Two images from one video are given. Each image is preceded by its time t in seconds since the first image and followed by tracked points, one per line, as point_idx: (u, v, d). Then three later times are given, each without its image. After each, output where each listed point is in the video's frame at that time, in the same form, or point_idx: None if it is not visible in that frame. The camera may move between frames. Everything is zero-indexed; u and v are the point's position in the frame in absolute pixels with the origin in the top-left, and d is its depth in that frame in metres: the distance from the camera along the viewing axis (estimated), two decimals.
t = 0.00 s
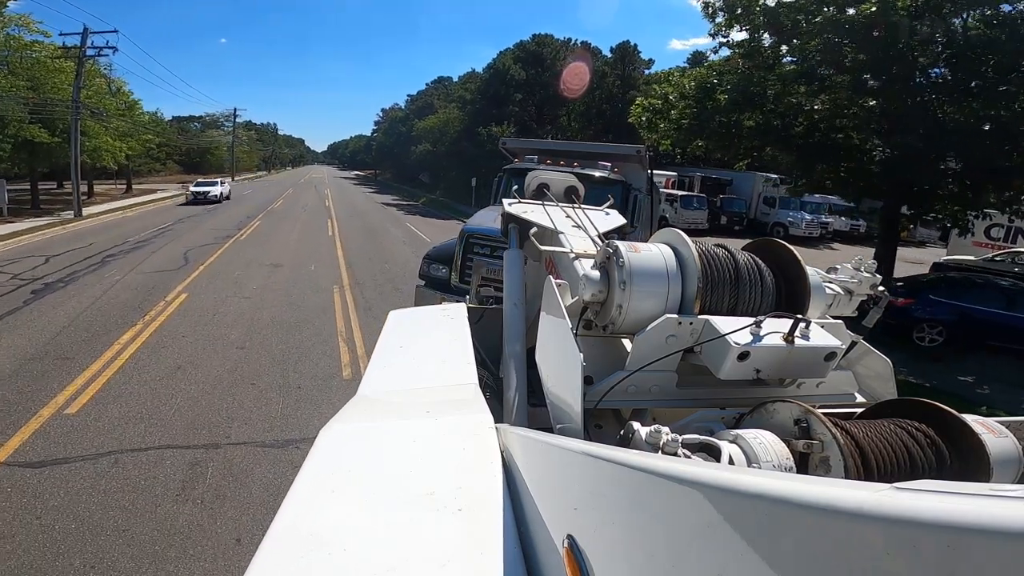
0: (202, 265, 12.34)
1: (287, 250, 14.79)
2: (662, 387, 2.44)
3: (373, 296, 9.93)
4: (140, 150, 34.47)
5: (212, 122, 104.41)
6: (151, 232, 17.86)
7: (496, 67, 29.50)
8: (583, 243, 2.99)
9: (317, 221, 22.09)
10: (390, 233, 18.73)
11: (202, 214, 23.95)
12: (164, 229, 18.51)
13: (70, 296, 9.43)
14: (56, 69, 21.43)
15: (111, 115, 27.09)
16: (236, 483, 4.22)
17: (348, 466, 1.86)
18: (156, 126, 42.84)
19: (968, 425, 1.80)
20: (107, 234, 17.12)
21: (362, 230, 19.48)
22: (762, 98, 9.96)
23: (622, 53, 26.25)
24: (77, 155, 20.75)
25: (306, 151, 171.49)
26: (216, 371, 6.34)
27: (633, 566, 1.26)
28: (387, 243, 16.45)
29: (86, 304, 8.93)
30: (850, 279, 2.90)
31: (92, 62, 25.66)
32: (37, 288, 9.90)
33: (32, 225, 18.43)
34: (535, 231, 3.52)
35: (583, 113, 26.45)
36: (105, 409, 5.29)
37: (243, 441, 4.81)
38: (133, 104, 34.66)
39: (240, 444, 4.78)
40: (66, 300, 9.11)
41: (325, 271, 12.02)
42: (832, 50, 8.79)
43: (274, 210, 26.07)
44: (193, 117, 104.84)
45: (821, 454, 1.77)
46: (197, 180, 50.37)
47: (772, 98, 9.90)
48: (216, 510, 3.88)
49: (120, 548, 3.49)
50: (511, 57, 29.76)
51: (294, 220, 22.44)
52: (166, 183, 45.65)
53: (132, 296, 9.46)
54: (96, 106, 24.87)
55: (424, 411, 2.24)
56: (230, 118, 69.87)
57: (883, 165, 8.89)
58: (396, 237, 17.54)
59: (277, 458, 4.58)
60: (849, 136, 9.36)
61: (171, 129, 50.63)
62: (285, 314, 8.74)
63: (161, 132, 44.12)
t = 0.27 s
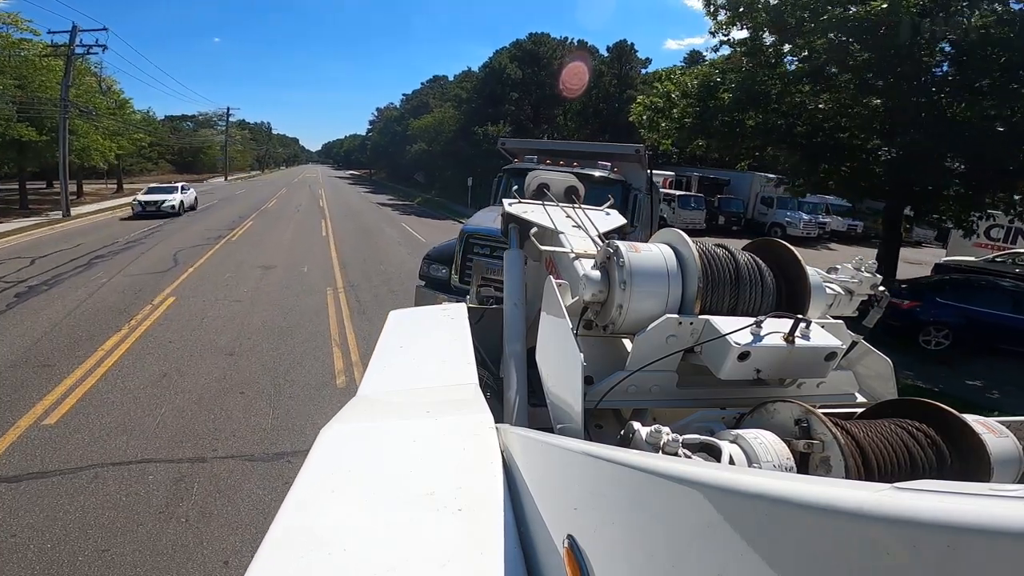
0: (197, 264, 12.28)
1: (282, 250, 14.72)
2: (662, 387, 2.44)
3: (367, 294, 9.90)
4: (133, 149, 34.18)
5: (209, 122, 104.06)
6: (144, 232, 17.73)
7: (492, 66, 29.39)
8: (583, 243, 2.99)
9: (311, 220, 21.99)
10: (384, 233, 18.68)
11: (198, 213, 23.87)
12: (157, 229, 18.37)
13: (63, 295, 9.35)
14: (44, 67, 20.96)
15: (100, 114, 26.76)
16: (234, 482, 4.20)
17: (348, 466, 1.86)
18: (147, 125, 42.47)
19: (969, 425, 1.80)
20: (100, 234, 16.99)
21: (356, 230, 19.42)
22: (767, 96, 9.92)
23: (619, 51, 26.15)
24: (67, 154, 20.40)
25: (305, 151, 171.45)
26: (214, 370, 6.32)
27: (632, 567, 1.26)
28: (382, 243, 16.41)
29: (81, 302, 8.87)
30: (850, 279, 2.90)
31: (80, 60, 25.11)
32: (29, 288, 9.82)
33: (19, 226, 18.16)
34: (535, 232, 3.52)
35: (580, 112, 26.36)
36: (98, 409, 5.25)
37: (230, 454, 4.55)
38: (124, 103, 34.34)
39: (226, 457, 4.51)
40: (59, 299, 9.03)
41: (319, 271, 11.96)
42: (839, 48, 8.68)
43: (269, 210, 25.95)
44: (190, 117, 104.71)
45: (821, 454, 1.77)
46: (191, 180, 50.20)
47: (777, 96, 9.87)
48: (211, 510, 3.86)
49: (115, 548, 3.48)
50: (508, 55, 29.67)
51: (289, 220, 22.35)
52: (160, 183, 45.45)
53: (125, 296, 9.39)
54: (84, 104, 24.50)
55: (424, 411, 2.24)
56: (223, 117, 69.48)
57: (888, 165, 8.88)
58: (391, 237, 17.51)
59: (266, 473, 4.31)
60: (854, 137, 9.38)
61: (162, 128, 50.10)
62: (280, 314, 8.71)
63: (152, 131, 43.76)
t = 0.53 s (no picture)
0: (192, 265, 12.24)
1: (278, 250, 14.69)
2: (662, 387, 2.44)
3: (364, 294, 9.89)
4: (128, 149, 34.03)
5: (207, 121, 103.89)
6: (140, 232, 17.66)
7: (490, 65, 29.33)
8: (584, 243, 2.99)
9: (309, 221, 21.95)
10: (382, 233, 18.65)
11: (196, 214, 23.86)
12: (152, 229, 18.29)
13: (59, 296, 9.32)
14: (37, 67, 20.77)
15: (94, 114, 26.60)
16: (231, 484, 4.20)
17: (349, 466, 1.86)
18: (142, 125, 42.28)
19: (968, 425, 1.80)
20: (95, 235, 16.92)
21: (354, 231, 19.40)
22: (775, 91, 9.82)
23: (618, 50, 26.08)
24: (59, 155, 20.21)
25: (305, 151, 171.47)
26: (210, 371, 6.31)
27: (632, 566, 1.26)
28: (379, 243, 16.39)
29: (76, 304, 8.84)
30: (850, 279, 2.91)
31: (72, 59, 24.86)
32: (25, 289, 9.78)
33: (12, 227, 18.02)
34: (535, 231, 3.52)
35: (579, 111, 26.31)
36: (95, 411, 5.25)
37: (218, 468, 4.39)
38: (120, 103, 34.18)
39: (215, 471, 4.35)
40: (54, 300, 8.99)
41: (314, 271, 11.94)
42: (848, 45, 8.63)
43: (267, 210, 25.95)
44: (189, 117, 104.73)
45: (821, 454, 1.77)
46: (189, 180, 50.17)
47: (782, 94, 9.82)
48: (209, 512, 3.86)
49: (113, 550, 3.47)
50: (506, 55, 29.65)
51: (287, 220, 22.30)
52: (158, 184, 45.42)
53: (121, 296, 9.35)
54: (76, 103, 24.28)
55: (424, 411, 2.24)
56: (219, 117, 69.31)
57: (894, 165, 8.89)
58: (389, 237, 17.51)
59: (256, 489, 4.15)
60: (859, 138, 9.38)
61: (159, 127, 50.06)
62: (277, 314, 8.69)
63: (147, 131, 43.57)
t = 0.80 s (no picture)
0: (190, 265, 12.25)
1: (278, 251, 14.70)
2: (662, 387, 2.44)
3: (364, 297, 9.83)
4: (127, 149, 34.02)
5: (207, 121, 103.86)
6: (139, 233, 17.65)
7: (490, 65, 29.34)
8: (583, 243, 2.99)
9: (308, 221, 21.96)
10: (382, 234, 18.64)
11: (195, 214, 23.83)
12: (151, 230, 18.29)
13: (59, 296, 9.33)
14: (34, 66, 20.74)
15: (93, 114, 26.55)
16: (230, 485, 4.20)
17: (349, 466, 1.86)
18: (141, 125, 42.24)
19: (968, 425, 1.80)
20: (94, 236, 16.91)
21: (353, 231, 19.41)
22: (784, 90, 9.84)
23: (619, 49, 26.09)
24: (56, 154, 20.16)
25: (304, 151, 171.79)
26: (209, 372, 6.31)
27: (632, 567, 1.26)
28: (379, 244, 16.38)
29: (76, 304, 8.85)
30: (850, 279, 2.91)
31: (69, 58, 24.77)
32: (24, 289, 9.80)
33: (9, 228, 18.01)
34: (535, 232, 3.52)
35: (579, 111, 26.32)
36: (92, 410, 5.26)
37: (207, 481, 4.23)
38: (118, 102, 34.16)
39: (204, 484, 4.19)
40: (53, 300, 9.01)
41: (314, 272, 11.95)
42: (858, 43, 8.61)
43: (267, 210, 25.95)
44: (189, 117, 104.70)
45: (821, 454, 1.77)
46: (188, 181, 50.19)
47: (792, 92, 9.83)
48: (210, 512, 3.87)
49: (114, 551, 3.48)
50: (506, 54, 29.65)
51: (286, 221, 22.31)
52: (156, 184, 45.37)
53: (120, 297, 9.35)
54: (74, 103, 24.22)
55: (424, 411, 2.24)
56: (219, 117, 69.29)
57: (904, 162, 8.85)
58: (390, 238, 17.49)
59: (247, 503, 3.99)
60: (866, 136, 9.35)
61: (158, 127, 50.09)
62: (277, 315, 8.69)
63: (145, 131, 43.50)
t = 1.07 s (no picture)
0: (188, 267, 12.28)
1: (279, 252, 14.69)
2: (662, 387, 2.44)
3: (365, 298, 9.84)
4: (128, 149, 34.06)
5: (208, 121, 103.83)
6: (140, 233, 17.67)
7: (493, 65, 29.33)
8: (583, 243, 2.99)
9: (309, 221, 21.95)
10: (384, 235, 18.64)
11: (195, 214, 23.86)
12: (151, 230, 18.32)
13: (60, 297, 9.35)
14: (34, 66, 20.69)
15: (94, 114, 26.58)
16: (230, 487, 4.22)
17: (349, 466, 1.86)
18: (142, 125, 42.21)
19: (969, 425, 1.80)
20: (94, 236, 16.93)
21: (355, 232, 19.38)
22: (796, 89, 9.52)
23: (622, 49, 26.05)
24: (56, 154, 20.14)
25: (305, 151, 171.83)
26: (208, 374, 6.34)
27: (632, 567, 1.26)
28: (381, 245, 16.36)
29: (76, 305, 8.88)
30: (850, 279, 2.91)
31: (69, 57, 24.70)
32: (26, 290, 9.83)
33: (10, 228, 18.02)
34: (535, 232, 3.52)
35: (582, 111, 26.29)
36: (92, 411, 5.30)
37: (196, 493, 4.11)
38: (119, 102, 34.15)
39: (198, 490, 4.17)
40: (54, 301, 9.03)
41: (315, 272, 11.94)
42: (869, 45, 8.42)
43: (268, 211, 25.97)
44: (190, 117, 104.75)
45: (821, 454, 1.77)
46: (191, 181, 50.21)
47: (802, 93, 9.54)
48: (211, 513, 3.90)
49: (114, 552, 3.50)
50: (509, 54, 29.64)
51: (287, 221, 22.30)
52: (158, 184, 45.39)
53: (121, 297, 9.39)
54: (73, 103, 24.16)
55: (424, 411, 2.24)
56: (220, 117, 69.26)
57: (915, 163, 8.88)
58: (392, 239, 17.47)
59: (238, 516, 3.89)
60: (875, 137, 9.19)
61: (160, 127, 50.08)
62: (277, 316, 8.70)
63: (148, 131, 43.53)
